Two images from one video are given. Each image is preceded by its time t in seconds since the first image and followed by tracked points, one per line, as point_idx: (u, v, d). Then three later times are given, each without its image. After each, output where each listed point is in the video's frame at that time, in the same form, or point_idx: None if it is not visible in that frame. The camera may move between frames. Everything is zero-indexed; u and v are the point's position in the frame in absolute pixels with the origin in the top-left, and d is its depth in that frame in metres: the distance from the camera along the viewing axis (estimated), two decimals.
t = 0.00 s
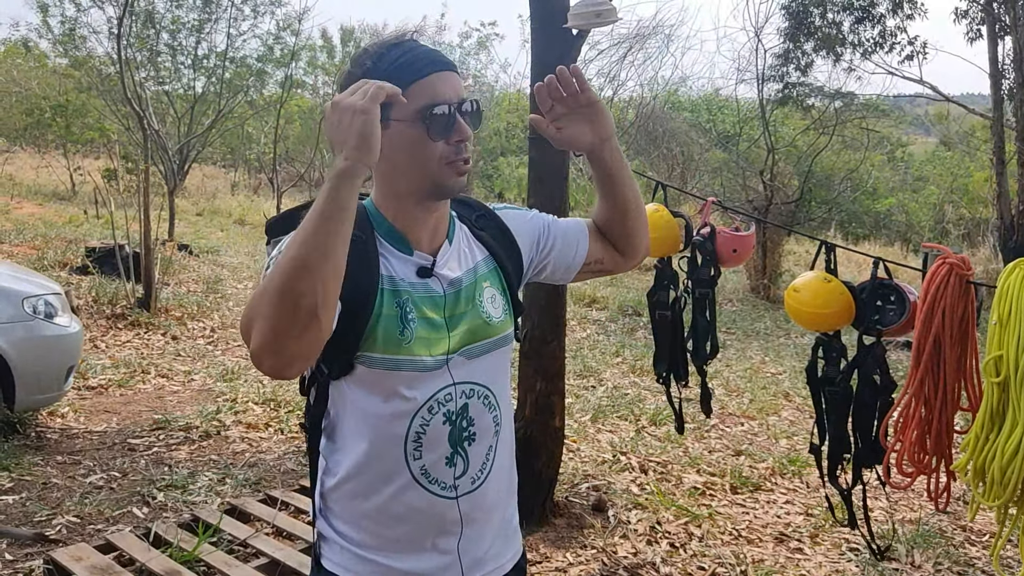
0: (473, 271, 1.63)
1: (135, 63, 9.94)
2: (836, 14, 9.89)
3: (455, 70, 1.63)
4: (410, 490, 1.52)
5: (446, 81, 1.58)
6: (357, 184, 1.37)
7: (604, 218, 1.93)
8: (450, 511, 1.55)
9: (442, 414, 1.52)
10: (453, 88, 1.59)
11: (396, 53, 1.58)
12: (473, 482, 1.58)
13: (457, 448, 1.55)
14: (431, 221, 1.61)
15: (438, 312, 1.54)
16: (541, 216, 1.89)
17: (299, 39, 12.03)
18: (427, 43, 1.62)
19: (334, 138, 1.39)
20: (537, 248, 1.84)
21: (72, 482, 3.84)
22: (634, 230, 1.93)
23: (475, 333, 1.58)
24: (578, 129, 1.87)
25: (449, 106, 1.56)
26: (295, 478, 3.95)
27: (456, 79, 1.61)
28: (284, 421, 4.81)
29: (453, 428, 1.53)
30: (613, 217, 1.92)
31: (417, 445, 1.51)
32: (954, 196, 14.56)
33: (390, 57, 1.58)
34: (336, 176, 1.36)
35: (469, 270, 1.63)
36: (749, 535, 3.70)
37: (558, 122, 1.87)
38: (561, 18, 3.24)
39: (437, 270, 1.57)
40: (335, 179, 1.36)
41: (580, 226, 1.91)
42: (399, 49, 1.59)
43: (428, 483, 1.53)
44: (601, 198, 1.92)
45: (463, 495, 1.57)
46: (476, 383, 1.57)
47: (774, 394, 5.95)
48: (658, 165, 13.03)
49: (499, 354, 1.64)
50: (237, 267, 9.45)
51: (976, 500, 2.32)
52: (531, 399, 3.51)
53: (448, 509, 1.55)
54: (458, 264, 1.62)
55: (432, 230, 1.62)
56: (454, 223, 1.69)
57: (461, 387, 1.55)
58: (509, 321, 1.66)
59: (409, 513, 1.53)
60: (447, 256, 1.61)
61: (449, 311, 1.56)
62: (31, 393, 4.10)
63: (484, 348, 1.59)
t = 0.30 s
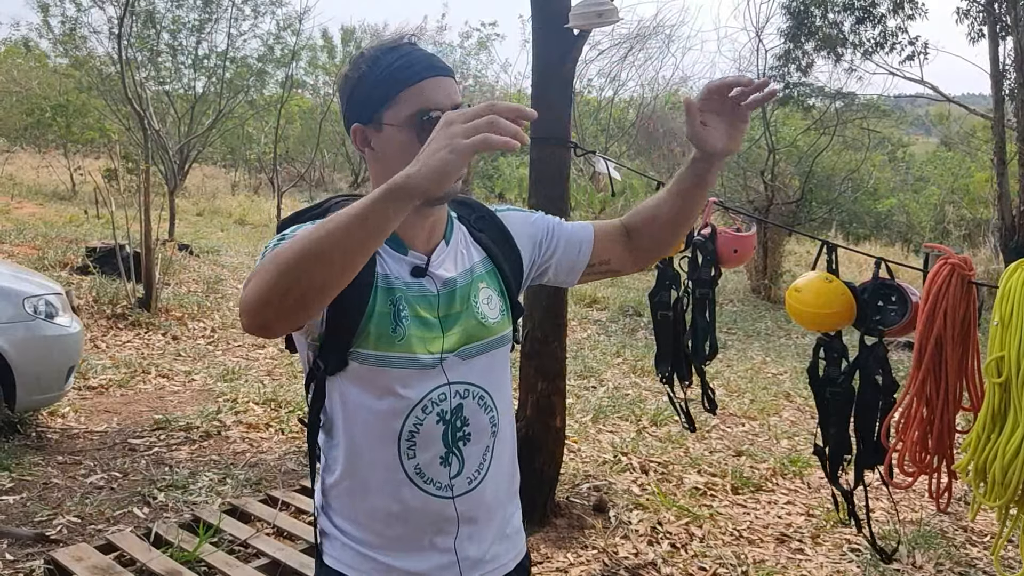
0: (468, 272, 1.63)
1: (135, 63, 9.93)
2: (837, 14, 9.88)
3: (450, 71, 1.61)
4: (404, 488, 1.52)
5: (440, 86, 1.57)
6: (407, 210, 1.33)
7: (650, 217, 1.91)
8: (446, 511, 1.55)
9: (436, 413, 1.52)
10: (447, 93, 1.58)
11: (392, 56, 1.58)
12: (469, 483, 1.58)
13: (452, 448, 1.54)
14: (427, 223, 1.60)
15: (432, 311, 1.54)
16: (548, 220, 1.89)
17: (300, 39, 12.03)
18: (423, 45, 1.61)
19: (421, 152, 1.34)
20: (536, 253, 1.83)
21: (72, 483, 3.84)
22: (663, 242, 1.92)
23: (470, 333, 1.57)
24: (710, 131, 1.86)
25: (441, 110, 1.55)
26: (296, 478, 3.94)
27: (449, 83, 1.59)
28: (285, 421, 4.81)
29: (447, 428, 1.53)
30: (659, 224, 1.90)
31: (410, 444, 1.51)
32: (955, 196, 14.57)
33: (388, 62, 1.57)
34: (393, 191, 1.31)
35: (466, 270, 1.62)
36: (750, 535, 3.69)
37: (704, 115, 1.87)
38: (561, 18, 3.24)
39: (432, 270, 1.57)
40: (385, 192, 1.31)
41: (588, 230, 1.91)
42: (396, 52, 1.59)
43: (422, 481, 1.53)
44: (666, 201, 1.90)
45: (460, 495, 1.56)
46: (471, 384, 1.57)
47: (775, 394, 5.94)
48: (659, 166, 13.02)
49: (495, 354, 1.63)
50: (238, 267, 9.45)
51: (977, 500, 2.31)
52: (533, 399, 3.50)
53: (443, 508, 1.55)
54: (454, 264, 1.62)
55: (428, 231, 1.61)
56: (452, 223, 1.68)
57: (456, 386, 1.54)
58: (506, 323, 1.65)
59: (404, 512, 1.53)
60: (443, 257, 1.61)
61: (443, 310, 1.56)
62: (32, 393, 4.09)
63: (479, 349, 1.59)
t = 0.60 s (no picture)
0: (474, 277, 1.62)
1: (136, 63, 9.93)
2: (838, 14, 9.86)
3: (462, 78, 1.61)
4: (399, 487, 1.52)
5: (445, 89, 1.57)
6: (333, 187, 1.34)
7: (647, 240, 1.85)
8: (441, 513, 1.54)
9: (433, 416, 1.51)
10: (455, 97, 1.58)
11: (401, 57, 1.62)
12: (467, 488, 1.57)
13: (449, 453, 1.54)
14: (433, 224, 1.60)
15: (434, 314, 1.54)
16: (567, 231, 1.86)
17: (301, 39, 12.03)
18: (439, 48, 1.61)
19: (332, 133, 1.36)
20: (549, 261, 1.81)
21: (72, 482, 3.84)
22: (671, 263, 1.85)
23: (473, 338, 1.57)
24: (667, 148, 1.76)
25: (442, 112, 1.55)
26: (296, 478, 3.94)
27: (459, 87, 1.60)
28: (285, 421, 4.80)
29: (444, 431, 1.52)
30: (656, 245, 1.84)
31: (407, 444, 1.51)
32: (956, 196, 14.54)
33: (398, 63, 1.61)
34: (313, 174, 1.33)
35: (471, 275, 1.62)
36: (751, 535, 3.69)
37: (655, 132, 1.77)
38: (562, 18, 3.23)
39: (436, 273, 1.57)
40: (308, 176, 1.32)
41: (605, 246, 1.87)
42: (410, 52, 1.60)
43: (418, 482, 1.53)
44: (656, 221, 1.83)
45: (456, 498, 1.55)
46: (472, 389, 1.56)
47: (776, 394, 5.94)
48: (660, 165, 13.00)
49: (498, 360, 1.62)
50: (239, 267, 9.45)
51: (980, 499, 2.31)
52: (533, 398, 3.50)
53: (438, 510, 1.54)
54: (461, 268, 1.61)
55: (435, 232, 1.61)
56: (463, 226, 1.68)
57: (455, 391, 1.54)
58: (510, 330, 1.64)
59: (398, 511, 1.53)
60: (449, 260, 1.61)
61: (445, 314, 1.56)
62: (33, 393, 4.09)
63: (482, 354, 1.58)
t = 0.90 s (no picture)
0: (474, 279, 1.62)
1: (136, 63, 9.94)
2: (838, 15, 9.87)
3: (472, 80, 1.62)
4: (393, 488, 1.52)
5: (445, 88, 1.58)
6: (317, 170, 1.39)
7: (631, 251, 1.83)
8: (435, 514, 1.55)
9: (428, 417, 1.51)
10: (456, 96, 1.59)
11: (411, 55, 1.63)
12: (461, 490, 1.56)
13: (443, 454, 1.54)
14: (435, 224, 1.60)
15: (432, 314, 1.54)
16: (573, 237, 1.85)
17: (301, 39, 12.04)
18: (451, 49, 1.63)
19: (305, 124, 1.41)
20: (551, 266, 1.81)
21: (72, 482, 3.84)
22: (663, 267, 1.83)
23: (470, 340, 1.57)
24: (604, 168, 1.76)
25: (440, 109, 1.56)
26: (296, 478, 3.94)
27: (463, 88, 1.60)
28: (285, 421, 4.81)
29: (438, 433, 1.52)
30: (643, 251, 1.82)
31: (401, 444, 1.51)
32: (957, 196, 14.52)
33: (408, 62, 1.62)
34: (296, 162, 1.37)
35: (471, 277, 1.62)
36: (750, 535, 3.69)
37: (579, 162, 1.77)
38: (562, 18, 3.23)
39: (436, 273, 1.58)
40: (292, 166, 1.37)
41: (610, 252, 1.86)
42: (419, 52, 1.63)
43: (412, 483, 1.53)
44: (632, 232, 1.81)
45: (449, 500, 1.55)
46: (468, 392, 1.56)
47: (776, 395, 5.94)
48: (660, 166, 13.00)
49: (496, 363, 1.63)
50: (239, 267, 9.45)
51: (979, 500, 2.31)
52: (533, 399, 3.50)
53: (431, 511, 1.54)
54: (461, 270, 1.61)
55: (436, 232, 1.61)
56: (466, 228, 1.68)
57: (452, 392, 1.54)
58: (509, 333, 1.64)
59: (392, 510, 1.53)
60: (450, 261, 1.61)
61: (443, 314, 1.56)
62: (33, 393, 4.10)
63: (479, 356, 1.58)
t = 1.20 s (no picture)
0: (470, 274, 1.63)
1: (137, 63, 9.94)
2: (838, 16, 9.87)
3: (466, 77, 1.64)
4: (392, 486, 1.53)
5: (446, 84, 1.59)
6: (346, 174, 1.38)
7: (658, 241, 1.84)
8: (434, 511, 1.55)
9: (427, 413, 1.52)
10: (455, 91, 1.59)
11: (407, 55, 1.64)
12: (459, 486, 1.57)
13: (442, 451, 1.54)
14: (429, 220, 1.60)
15: (429, 310, 1.55)
16: (565, 234, 1.86)
17: (301, 39, 12.04)
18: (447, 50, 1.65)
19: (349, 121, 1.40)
20: (545, 262, 1.81)
21: (72, 483, 3.84)
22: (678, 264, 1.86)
23: (467, 335, 1.57)
24: (702, 149, 1.78)
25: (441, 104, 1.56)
26: (296, 478, 3.95)
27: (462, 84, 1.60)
28: (285, 421, 4.81)
29: (438, 429, 1.53)
30: (669, 244, 1.83)
31: (400, 441, 1.52)
32: (957, 197, 14.49)
33: (411, 60, 1.62)
34: (328, 158, 1.36)
35: (467, 273, 1.62)
36: (749, 536, 3.69)
37: (697, 133, 1.79)
38: (562, 19, 3.23)
39: (433, 269, 1.58)
40: (324, 160, 1.36)
41: (601, 245, 1.86)
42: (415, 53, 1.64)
43: (411, 480, 1.53)
44: (673, 221, 1.83)
45: (448, 496, 1.56)
46: (466, 387, 1.57)
47: (775, 395, 5.93)
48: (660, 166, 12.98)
49: (493, 359, 1.63)
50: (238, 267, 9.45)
51: (976, 501, 2.31)
52: (533, 399, 3.50)
53: (430, 508, 1.55)
54: (457, 265, 1.62)
55: (429, 229, 1.61)
56: (459, 225, 1.68)
57: (450, 388, 1.55)
58: (505, 328, 1.65)
59: (392, 508, 1.53)
60: (445, 257, 1.61)
61: (439, 310, 1.56)
62: (34, 393, 4.11)
63: (476, 352, 1.59)
